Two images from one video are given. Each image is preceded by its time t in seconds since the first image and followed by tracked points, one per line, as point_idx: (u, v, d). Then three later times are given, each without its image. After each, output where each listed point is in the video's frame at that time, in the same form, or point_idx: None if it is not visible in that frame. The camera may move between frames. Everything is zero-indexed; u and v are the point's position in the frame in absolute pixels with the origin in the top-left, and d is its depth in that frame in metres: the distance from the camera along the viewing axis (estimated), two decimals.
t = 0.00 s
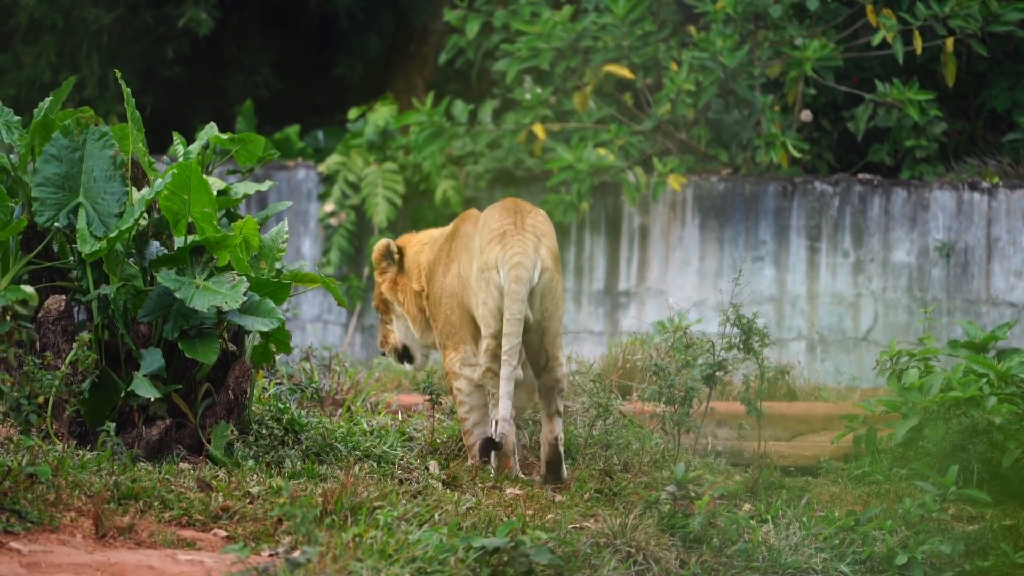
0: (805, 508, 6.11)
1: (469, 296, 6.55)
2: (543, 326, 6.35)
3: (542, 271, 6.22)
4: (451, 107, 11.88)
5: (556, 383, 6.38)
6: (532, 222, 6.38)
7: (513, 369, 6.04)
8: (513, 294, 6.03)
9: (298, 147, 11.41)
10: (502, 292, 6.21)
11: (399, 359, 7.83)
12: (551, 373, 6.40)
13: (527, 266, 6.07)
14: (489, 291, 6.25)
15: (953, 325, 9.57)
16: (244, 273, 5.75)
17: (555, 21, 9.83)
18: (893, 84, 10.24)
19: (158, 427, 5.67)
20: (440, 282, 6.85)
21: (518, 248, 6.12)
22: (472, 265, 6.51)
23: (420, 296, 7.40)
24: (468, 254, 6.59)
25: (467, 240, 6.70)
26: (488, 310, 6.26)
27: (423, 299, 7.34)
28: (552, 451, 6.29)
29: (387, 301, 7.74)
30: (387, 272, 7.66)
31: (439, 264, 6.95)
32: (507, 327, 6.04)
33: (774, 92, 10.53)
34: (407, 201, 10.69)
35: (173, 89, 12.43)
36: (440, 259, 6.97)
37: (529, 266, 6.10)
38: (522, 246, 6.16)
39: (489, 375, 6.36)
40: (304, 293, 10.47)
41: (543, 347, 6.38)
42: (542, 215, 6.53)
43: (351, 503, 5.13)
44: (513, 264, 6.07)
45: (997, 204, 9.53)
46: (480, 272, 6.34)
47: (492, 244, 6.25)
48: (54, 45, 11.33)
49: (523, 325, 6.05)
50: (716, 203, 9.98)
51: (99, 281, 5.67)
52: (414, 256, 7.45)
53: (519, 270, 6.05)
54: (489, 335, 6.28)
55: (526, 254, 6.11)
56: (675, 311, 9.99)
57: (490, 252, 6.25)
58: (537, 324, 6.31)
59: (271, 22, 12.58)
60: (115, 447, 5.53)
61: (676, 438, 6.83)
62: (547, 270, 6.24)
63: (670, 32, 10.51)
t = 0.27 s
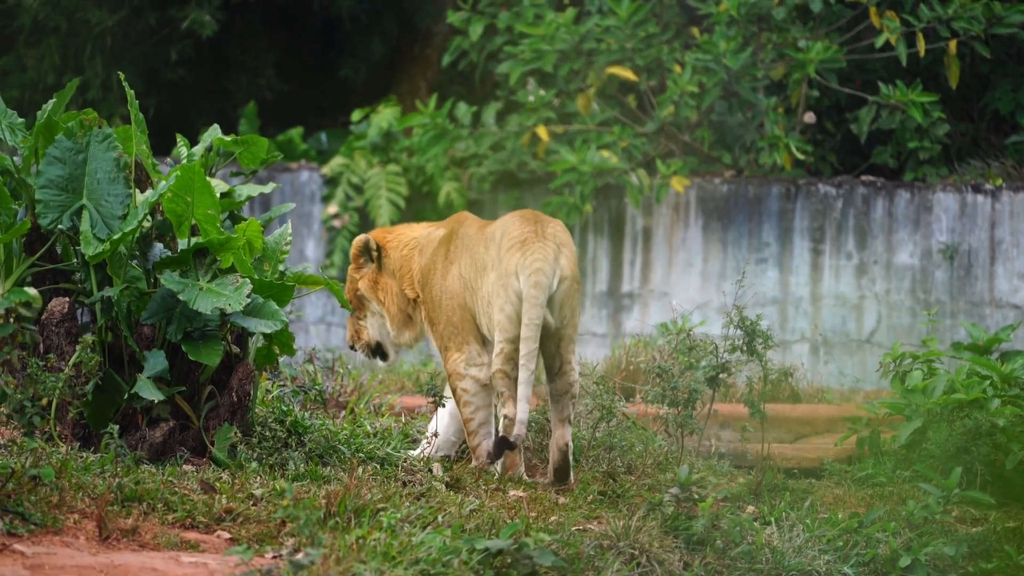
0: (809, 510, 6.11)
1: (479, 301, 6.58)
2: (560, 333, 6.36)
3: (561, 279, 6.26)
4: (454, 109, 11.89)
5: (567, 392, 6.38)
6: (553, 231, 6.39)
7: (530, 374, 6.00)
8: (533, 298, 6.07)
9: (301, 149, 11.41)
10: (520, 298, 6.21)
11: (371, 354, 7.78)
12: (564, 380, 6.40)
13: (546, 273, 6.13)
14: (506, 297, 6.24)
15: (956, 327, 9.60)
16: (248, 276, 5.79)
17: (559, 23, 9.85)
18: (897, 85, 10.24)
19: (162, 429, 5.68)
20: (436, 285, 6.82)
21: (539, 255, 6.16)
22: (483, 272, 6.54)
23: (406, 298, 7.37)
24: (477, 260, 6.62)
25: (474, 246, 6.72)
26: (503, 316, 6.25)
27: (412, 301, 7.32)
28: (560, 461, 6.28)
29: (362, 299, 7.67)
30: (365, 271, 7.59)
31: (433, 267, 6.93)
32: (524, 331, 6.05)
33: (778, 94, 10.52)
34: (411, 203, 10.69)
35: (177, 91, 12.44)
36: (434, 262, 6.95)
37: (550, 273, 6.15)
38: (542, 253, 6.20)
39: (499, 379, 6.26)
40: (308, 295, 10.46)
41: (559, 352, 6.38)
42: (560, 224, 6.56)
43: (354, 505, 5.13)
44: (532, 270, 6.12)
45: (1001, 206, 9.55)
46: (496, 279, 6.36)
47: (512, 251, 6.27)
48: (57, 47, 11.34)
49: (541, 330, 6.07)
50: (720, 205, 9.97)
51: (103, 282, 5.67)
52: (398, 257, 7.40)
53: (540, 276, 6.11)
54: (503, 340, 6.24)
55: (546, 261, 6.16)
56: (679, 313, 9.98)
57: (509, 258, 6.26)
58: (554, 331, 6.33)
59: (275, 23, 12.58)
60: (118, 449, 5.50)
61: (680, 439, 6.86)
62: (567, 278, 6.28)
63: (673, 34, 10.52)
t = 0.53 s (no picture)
0: (813, 512, 6.10)
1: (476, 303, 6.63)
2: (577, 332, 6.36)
3: (581, 277, 6.28)
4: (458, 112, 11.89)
5: (577, 391, 6.44)
6: (568, 231, 6.42)
7: (551, 372, 6.13)
8: (554, 297, 6.12)
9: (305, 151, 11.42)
10: (538, 296, 6.27)
11: (350, 355, 7.69)
12: (574, 378, 6.45)
13: (567, 271, 6.16)
14: (518, 296, 6.30)
15: (961, 329, 9.59)
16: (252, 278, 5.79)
17: (563, 25, 9.88)
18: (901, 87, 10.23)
19: (166, 431, 5.69)
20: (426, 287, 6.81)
21: (560, 253, 6.20)
22: (489, 274, 6.58)
23: (394, 300, 7.33)
24: (481, 262, 6.66)
25: (474, 249, 6.74)
26: (520, 314, 6.28)
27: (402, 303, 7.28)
28: (567, 460, 6.24)
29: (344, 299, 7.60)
30: (349, 271, 7.53)
31: (424, 269, 6.91)
32: (546, 330, 6.12)
33: (781, 96, 10.52)
34: (415, 205, 10.70)
35: (181, 93, 12.45)
36: (425, 264, 6.93)
37: (570, 271, 6.18)
38: (562, 251, 6.22)
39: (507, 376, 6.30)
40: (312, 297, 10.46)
41: (574, 350, 6.39)
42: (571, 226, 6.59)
43: (359, 507, 5.14)
44: (553, 268, 6.15)
45: (1005, 208, 9.53)
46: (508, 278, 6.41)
47: (530, 250, 6.30)
48: (61, 49, 11.36)
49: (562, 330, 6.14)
50: (724, 207, 9.97)
51: (107, 285, 5.67)
52: (384, 258, 7.35)
53: (561, 273, 6.14)
54: (518, 338, 6.29)
55: (567, 259, 6.19)
56: (683, 315, 9.98)
57: (527, 257, 6.30)
58: (572, 330, 6.33)
59: (279, 26, 12.59)
60: (123, 451, 5.51)
61: (684, 441, 6.86)
62: (586, 277, 6.30)
63: (677, 36, 10.51)
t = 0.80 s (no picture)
0: (818, 514, 6.10)
1: (472, 306, 6.64)
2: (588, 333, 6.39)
3: (595, 281, 6.32)
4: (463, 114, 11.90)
5: (585, 393, 6.45)
6: (580, 236, 6.44)
7: (564, 373, 6.12)
8: (570, 299, 6.14)
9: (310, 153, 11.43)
10: (552, 300, 6.28)
11: (342, 344, 7.41)
12: (581, 381, 6.45)
13: (582, 274, 6.19)
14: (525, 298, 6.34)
15: (966, 331, 9.60)
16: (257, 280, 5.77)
17: (568, 27, 9.89)
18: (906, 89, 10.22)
19: (171, 433, 5.70)
20: (423, 291, 6.85)
21: (575, 257, 6.23)
22: (490, 276, 6.58)
23: (391, 296, 7.25)
24: (485, 264, 6.64)
25: (475, 250, 6.73)
26: (533, 316, 6.30)
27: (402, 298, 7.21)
28: (573, 461, 6.26)
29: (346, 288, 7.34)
30: (354, 262, 7.32)
31: (421, 272, 6.92)
32: (562, 331, 6.12)
33: (787, 98, 10.51)
34: (420, 207, 10.70)
35: (186, 96, 12.46)
36: (423, 266, 6.93)
37: (585, 274, 6.21)
38: (576, 255, 6.25)
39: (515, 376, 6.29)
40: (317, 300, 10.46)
41: (583, 353, 6.40)
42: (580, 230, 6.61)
43: (364, 509, 5.14)
44: (568, 271, 6.18)
45: (1010, 210, 9.58)
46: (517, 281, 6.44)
47: (543, 254, 6.32)
48: (67, 51, 11.39)
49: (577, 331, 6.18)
50: (729, 210, 9.97)
51: (112, 287, 5.68)
52: (388, 252, 7.24)
53: (577, 276, 6.17)
54: (533, 339, 6.29)
55: (582, 263, 6.22)
56: (688, 317, 9.96)
57: (540, 260, 6.32)
58: (583, 333, 6.35)
59: (285, 28, 12.61)
60: (127, 454, 5.53)
61: (689, 444, 6.86)
62: (599, 281, 6.35)
63: (682, 38, 10.51)
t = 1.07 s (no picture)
0: (824, 517, 6.10)
1: (478, 309, 6.66)
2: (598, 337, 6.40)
3: (604, 285, 6.34)
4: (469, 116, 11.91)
5: (592, 396, 6.46)
6: (589, 240, 6.46)
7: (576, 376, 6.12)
8: (581, 301, 6.16)
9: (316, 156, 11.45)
10: (562, 301, 6.30)
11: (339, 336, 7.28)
12: (590, 384, 6.46)
13: (592, 276, 6.21)
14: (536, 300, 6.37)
15: (972, 334, 9.62)
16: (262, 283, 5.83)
17: (573, 30, 9.91)
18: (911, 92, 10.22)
19: (177, 436, 5.70)
20: (427, 293, 6.87)
21: (586, 259, 6.25)
22: (497, 279, 6.60)
23: (394, 293, 7.24)
24: (492, 266, 6.66)
25: (482, 253, 6.75)
26: (544, 318, 6.32)
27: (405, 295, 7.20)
28: (581, 462, 6.27)
29: (352, 279, 7.23)
30: (362, 254, 7.23)
31: (425, 273, 6.94)
32: (572, 333, 6.14)
33: (792, 101, 10.51)
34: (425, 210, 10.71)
35: (192, 99, 12.49)
36: (427, 268, 6.95)
37: (596, 277, 6.24)
38: (586, 258, 6.27)
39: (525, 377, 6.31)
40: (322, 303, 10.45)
41: (591, 356, 6.41)
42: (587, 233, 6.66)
43: (369, 512, 5.14)
44: (578, 275, 6.20)
45: (1016, 212, 9.62)
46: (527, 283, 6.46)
47: (553, 256, 6.33)
48: (72, 54, 11.42)
49: (587, 334, 6.19)
50: (735, 212, 9.97)
51: (118, 290, 5.69)
52: (394, 248, 7.22)
53: (587, 279, 6.18)
54: (543, 341, 6.32)
55: (592, 266, 6.24)
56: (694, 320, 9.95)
57: (550, 263, 6.33)
58: (593, 337, 6.36)
59: (291, 31, 12.63)
60: (133, 456, 5.54)
61: (694, 446, 6.85)
62: (609, 285, 6.37)
63: (687, 41, 10.52)
